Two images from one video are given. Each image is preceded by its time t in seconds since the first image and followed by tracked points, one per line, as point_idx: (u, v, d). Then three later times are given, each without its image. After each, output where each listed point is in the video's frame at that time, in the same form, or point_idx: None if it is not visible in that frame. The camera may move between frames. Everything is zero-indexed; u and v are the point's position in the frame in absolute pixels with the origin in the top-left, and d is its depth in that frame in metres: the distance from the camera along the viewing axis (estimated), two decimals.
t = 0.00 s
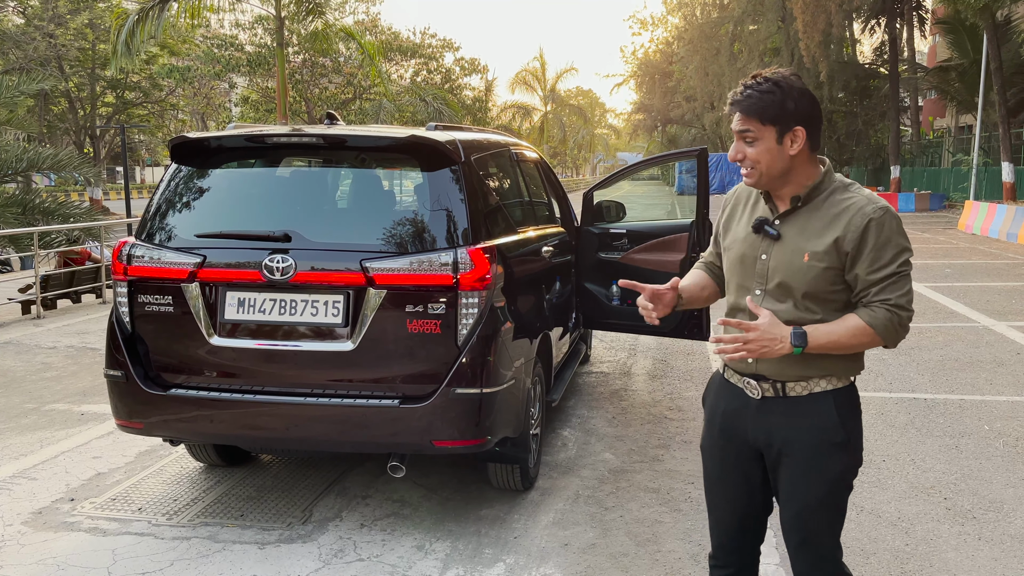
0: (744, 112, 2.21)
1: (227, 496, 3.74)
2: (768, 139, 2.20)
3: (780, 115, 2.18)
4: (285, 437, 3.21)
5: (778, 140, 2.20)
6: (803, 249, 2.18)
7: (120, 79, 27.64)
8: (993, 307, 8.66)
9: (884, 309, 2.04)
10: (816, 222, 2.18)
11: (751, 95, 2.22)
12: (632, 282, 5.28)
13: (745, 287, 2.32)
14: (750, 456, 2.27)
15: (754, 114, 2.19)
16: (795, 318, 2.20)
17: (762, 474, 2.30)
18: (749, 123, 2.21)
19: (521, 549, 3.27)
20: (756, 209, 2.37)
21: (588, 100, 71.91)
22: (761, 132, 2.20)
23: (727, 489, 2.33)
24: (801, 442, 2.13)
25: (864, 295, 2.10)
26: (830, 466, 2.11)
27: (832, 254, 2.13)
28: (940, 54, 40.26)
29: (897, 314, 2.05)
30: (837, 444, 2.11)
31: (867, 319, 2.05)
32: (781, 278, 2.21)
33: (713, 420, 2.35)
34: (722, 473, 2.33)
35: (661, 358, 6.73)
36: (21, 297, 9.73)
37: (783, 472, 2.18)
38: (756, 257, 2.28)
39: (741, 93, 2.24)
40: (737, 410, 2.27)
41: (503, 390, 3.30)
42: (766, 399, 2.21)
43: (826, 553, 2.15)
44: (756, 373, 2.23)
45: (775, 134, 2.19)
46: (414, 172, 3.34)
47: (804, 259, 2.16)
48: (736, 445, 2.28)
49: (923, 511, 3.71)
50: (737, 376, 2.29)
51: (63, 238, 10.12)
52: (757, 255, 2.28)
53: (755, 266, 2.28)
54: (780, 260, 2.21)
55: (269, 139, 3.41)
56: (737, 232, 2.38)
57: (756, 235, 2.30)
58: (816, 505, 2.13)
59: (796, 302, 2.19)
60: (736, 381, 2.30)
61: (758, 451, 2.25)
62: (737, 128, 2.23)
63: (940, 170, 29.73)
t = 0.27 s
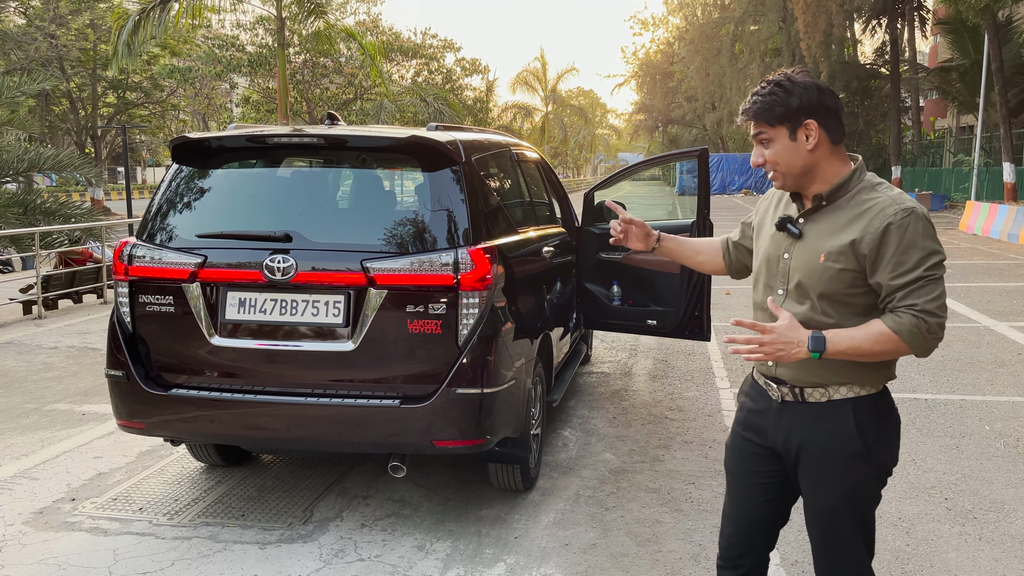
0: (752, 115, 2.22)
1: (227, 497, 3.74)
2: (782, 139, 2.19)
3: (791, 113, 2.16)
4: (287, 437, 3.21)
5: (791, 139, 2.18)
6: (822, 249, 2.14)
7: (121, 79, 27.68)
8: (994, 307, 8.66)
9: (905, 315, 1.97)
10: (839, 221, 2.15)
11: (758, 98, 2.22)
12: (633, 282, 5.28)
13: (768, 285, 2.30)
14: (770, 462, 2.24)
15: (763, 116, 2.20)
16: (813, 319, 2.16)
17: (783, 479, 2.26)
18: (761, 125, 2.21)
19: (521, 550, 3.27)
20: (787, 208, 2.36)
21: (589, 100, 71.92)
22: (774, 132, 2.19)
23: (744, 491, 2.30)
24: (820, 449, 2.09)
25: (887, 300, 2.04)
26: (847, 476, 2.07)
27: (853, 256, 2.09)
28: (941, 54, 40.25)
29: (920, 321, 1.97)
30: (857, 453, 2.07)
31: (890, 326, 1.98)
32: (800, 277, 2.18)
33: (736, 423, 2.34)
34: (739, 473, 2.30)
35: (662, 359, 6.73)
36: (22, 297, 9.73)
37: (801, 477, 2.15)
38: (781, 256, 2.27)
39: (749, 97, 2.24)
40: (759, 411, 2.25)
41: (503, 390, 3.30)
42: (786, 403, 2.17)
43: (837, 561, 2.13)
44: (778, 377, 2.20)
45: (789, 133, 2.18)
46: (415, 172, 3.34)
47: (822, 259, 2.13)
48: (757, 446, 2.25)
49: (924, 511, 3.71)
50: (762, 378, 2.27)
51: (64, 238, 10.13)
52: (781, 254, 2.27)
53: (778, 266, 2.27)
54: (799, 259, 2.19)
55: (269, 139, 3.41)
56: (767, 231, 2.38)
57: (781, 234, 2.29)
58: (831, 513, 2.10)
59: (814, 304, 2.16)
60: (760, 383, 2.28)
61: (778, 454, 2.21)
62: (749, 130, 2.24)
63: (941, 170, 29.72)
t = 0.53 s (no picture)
0: (771, 112, 2.22)
1: (228, 496, 3.74)
2: (802, 136, 2.19)
3: (810, 109, 2.17)
4: (288, 437, 3.21)
5: (810, 135, 2.18)
6: (837, 248, 2.14)
7: (123, 80, 27.73)
8: (996, 308, 8.64)
9: (919, 317, 1.96)
10: (854, 221, 2.14)
11: (777, 95, 2.22)
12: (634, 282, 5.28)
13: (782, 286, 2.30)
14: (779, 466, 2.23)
15: (783, 112, 2.19)
16: (826, 320, 2.16)
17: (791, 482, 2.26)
18: (780, 122, 2.20)
19: (521, 549, 3.27)
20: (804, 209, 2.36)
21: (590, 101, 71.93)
22: (796, 129, 2.19)
23: (751, 494, 2.29)
24: (830, 455, 2.09)
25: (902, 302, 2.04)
26: (857, 483, 2.06)
27: (868, 256, 2.08)
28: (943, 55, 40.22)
29: (935, 322, 1.97)
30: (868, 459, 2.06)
31: (904, 328, 1.98)
32: (813, 277, 2.18)
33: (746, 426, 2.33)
34: (746, 475, 2.30)
35: (663, 359, 6.73)
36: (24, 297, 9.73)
37: (809, 482, 2.14)
38: (794, 256, 2.27)
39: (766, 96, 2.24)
40: (770, 413, 2.24)
41: (504, 390, 3.30)
42: (797, 407, 2.17)
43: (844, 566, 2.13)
44: (789, 379, 2.20)
45: (809, 130, 2.18)
46: (416, 172, 3.34)
47: (836, 259, 2.13)
48: (766, 448, 2.24)
49: (924, 511, 3.70)
50: (773, 381, 2.27)
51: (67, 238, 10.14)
52: (795, 254, 2.27)
53: (791, 266, 2.27)
54: (814, 259, 2.19)
55: (270, 139, 3.41)
56: (783, 231, 2.38)
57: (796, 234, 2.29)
58: (839, 518, 2.09)
59: (827, 305, 2.16)
60: (772, 386, 2.27)
61: (787, 459, 2.20)
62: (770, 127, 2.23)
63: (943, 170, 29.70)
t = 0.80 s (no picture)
0: (838, 89, 2.19)
1: (227, 497, 3.74)
2: (855, 122, 2.18)
3: (869, 101, 2.19)
4: (288, 438, 3.21)
5: (863, 125, 2.19)
6: (846, 246, 2.13)
7: (126, 81, 27.78)
8: (998, 309, 8.62)
9: (933, 313, 1.96)
10: (866, 217, 2.13)
11: (845, 75, 2.21)
12: (635, 283, 5.26)
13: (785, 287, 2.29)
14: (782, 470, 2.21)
15: (848, 93, 2.19)
16: (834, 320, 2.15)
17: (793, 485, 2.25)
18: (842, 102, 2.19)
19: (521, 551, 3.27)
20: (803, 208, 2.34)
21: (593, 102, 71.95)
22: (852, 114, 2.18)
23: (752, 498, 2.27)
24: (838, 460, 2.08)
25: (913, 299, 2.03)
26: (865, 488, 2.05)
27: (879, 253, 2.07)
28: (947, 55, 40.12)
29: (948, 318, 1.96)
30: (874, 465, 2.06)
31: (918, 325, 1.97)
32: (821, 276, 2.16)
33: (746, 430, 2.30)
34: (747, 480, 2.28)
35: (665, 360, 6.73)
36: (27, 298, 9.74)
37: (815, 486, 2.14)
38: (800, 255, 2.25)
39: (832, 71, 2.21)
40: (772, 418, 2.22)
41: (503, 391, 3.29)
42: (803, 411, 2.15)
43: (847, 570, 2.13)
44: (795, 384, 2.18)
45: (862, 120, 2.19)
46: (416, 173, 3.34)
47: (846, 257, 2.12)
48: (768, 454, 2.23)
49: (925, 513, 3.69)
50: (776, 386, 2.25)
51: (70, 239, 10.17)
52: (800, 253, 2.25)
53: (797, 266, 2.26)
54: (821, 257, 2.17)
55: (270, 141, 3.42)
56: (781, 232, 2.36)
57: (799, 233, 2.27)
58: (845, 523, 2.09)
59: (835, 304, 2.14)
60: (774, 391, 2.25)
61: (791, 463, 2.19)
62: (827, 105, 2.20)
63: (946, 171, 29.63)
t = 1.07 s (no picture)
0: (859, 81, 2.19)
1: (229, 498, 3.75)
2: (874, 116, 2.18)
3: (888, 98, 2.19)
4: (290, 440, 3.22)
5: (882, 121, 2.19)
6: (863, 245, 2.12)
7: (130, 82, 27.82)
8: (1002, 310, 8.59)
9: (953, 315, 1.99)
10: (883, 216, 2.13)
11: (865, 70, 2.20)
12: (637, 285, 5.27)
13: (795, 288, 2.26)
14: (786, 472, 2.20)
15: (867, 87, 2.19)
16: (848, 322, 2.14)
17: (794, 487, 2.24)
18: (862, 96, 2.19)
19: (522, 552, 3.27)
20: (809, 207, 2.32)
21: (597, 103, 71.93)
22: (871, 109, 2.18)
23: (754, 501, 2.25)
24: (848, 462, 2.08)
25: (929, 301, 2.06)
26: (875, 489, 2.06)
27: (897, 254, 2.08)
28: (952, 56, 40.01)
29: (962, 320, 2.01)
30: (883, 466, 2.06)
31: (934, 327, 2.01)
32: (838, 276, 2.14)
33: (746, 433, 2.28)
34: (748, 483, 2.26)
35: (667, 362, 6.72)
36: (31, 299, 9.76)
37: (822, 488, 2.13)
38: (812, 255, 2.22)
39: (853, 64, 2.21)
40: (777, 422, 2.20)
41: (503, 392, 3.29)
42: (811, 414, 2.14)
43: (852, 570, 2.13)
44: (802, 388, 2.16)
45: (880, 116, 2.19)
46: (417, 175, 3.35)
47: (865, 256, 2.10)
48: (771, 457, 2.20)
49: (926, 515, 3.69)
50: (779, 390, 2.22)
51: (74, 240, 10.21)
52: (812, 253, 2.22)
53: (808, 266, 2.23)
54: (837, 257, 2.15)
55: (272, 143, 3.43)
56: (787, 232, 2.33)
57: (809, 233, 2.25)
58: (853, 525, 2.09)
59: (851, 304, 2.13)
60: (777, 394, 2.23)
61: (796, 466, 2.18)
62: (846, 99, 2.20)
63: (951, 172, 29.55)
